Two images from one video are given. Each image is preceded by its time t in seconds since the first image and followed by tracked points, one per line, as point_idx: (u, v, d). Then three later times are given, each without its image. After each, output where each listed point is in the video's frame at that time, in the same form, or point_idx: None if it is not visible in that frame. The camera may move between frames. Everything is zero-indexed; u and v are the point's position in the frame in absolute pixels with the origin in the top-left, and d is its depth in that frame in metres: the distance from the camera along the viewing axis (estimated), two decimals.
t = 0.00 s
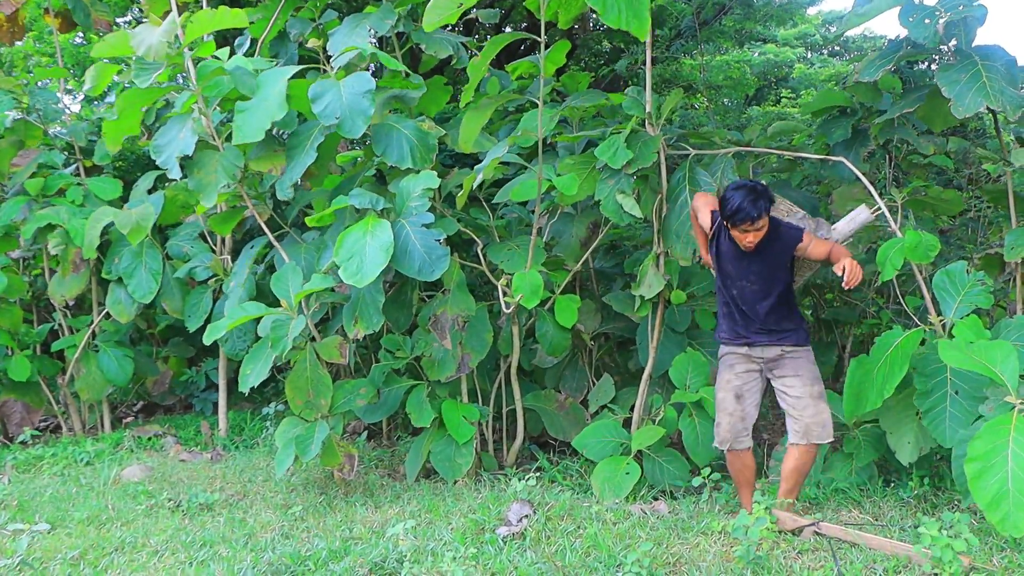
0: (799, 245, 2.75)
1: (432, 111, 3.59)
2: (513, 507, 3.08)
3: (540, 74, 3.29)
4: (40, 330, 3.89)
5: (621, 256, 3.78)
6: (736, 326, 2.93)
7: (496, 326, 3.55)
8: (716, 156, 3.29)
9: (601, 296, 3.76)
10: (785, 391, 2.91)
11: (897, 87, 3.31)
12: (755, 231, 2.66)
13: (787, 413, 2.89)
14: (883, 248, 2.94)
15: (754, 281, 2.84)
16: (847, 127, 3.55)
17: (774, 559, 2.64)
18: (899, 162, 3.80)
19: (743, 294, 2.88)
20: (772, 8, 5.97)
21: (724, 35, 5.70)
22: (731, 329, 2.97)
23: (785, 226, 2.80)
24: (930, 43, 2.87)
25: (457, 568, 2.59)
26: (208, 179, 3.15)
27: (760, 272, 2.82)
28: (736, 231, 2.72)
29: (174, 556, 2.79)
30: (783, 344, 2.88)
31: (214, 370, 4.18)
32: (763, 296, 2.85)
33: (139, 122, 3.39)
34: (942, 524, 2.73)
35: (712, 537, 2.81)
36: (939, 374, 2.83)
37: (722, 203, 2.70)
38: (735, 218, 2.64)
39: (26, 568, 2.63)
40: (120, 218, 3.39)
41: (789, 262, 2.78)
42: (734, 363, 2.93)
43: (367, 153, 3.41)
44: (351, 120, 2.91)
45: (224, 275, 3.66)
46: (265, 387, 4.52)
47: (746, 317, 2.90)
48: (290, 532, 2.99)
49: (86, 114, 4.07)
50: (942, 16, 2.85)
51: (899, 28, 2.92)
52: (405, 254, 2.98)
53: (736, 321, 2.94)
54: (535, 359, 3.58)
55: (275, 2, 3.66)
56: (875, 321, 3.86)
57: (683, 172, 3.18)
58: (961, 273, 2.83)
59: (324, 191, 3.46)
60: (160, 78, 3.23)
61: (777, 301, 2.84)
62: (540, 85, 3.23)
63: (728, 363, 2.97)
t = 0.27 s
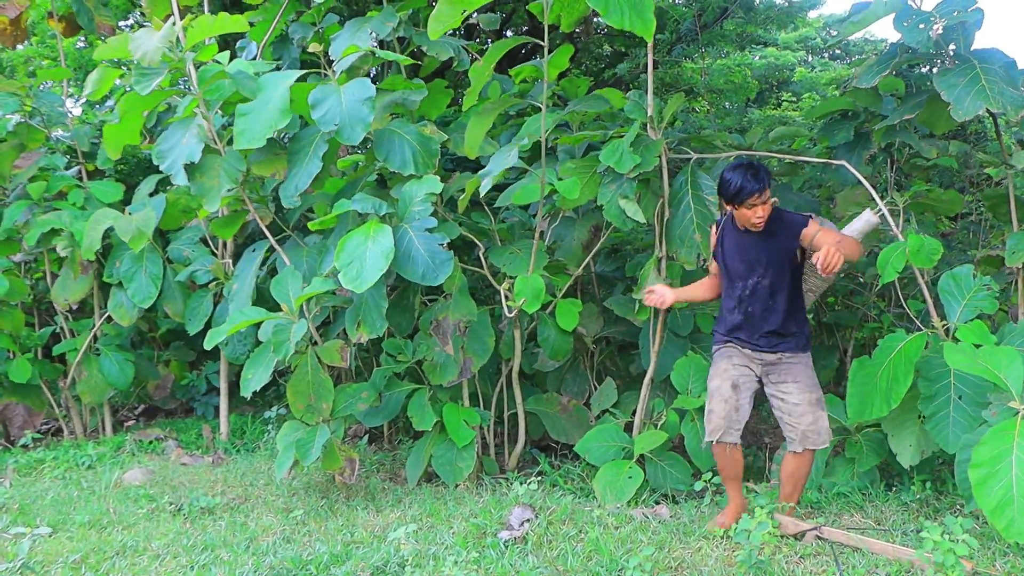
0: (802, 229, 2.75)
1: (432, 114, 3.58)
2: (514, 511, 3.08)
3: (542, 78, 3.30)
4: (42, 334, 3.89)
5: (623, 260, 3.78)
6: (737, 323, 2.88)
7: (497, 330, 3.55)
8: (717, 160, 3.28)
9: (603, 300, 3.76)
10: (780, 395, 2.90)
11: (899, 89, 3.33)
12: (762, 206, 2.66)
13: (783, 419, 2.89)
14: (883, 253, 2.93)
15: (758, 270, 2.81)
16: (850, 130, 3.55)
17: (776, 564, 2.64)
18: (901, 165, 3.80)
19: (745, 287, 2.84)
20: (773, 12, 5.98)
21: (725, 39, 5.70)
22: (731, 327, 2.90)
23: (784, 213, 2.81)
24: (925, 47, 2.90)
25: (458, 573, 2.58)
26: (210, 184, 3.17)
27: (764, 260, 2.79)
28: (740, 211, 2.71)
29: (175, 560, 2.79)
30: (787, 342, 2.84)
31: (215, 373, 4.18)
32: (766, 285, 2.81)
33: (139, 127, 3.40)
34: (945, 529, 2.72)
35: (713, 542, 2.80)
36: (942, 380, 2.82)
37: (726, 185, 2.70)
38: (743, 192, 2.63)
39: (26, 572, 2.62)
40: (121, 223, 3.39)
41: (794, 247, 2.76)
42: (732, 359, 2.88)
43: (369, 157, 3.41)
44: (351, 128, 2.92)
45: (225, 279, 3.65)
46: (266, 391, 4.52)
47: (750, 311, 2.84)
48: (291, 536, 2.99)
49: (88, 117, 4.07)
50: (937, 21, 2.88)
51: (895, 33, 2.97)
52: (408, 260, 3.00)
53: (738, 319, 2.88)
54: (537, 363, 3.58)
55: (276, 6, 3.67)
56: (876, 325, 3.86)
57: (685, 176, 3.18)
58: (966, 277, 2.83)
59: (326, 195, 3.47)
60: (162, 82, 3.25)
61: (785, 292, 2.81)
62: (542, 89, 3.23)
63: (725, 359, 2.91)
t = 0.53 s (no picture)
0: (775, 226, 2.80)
1: (435, 116, 3.58)
2: (516, 512, 3.08)
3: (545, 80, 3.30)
4: (44, 334, 3.90)
5: (625, 261, 3.79)
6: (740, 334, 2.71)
7: (499, 332, 3.55)
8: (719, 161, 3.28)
9: (605, 302, 3.76)
10: (770, 399, 2.85)
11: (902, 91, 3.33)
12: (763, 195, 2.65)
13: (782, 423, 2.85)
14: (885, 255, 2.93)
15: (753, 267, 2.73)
16: (853, 131, 3.56)
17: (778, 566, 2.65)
18: (903, 167, 3.80)
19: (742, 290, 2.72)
20: (775, 13, 5.98)
21: (727, 41, 5.70)
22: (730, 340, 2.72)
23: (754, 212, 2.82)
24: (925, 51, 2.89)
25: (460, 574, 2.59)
26: (213, 186, 3.16)
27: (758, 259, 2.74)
28: (744, 202, 2.65)
29: (177, 561, 2.79)
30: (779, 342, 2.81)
31: (217, 374, 4.18)
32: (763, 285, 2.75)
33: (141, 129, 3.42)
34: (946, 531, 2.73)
35: (715, 544, 2.81)
36: (945, 380, 2.83)
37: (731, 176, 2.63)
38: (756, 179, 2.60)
39: (29, 572, 2.63)
40: (121, 222, 3.38)
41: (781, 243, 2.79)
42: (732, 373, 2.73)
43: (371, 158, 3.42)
44: (353, 128, 2.91)
45: (226, 280, 3.65)
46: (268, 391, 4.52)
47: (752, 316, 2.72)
48: (293, 537, 2.99)
49: (91, 118, 4.08)
50: (939, 25, 2.89)
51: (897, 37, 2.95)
52: (410, 262, 3.00)
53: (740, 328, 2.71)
54: (539, 364, 3.58)
55: (279, 7, 3.67)
56: (878, 327, 3.86)
57: (687, 178, 3.18)
58: (963, 280, 2.83)
59: (328, 195, 3.48)
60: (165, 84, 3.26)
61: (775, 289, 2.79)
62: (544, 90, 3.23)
63: (723, 375, 2.74)
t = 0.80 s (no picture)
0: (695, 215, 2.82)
1: (438, 115, 3.58)
2: (517, 512, 3.08)
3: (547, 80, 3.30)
4: (45, 332, 3.90)
5: (626, 262, 3.79)
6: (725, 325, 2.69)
7: (501, 331, 3.55)
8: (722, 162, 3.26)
9: (606, 302, 3.76)
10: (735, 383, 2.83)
11: (905, 94, 3.33)
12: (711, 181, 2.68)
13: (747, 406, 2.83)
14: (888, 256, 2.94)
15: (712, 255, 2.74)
16: (856, 133, 3.55)
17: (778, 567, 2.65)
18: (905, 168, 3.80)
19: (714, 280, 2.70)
20: (778, 14, 5.97)
21: (729, 41, 5.69)
22: (719, 336, 2.67)
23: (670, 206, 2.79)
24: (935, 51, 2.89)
25: (461, 573, 2.59)
26: (216, 186, 3.17)
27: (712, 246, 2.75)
28: (707, 190, 2.64)
29: (178, 559, 2.80)
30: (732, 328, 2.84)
31: (218, 372, 4.18)
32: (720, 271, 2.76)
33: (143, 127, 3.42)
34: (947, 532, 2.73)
35: (716, 544, 2.81)
36: (947, 381, 2.83)
37: (701, 164, 2.59)
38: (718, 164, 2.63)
39: (31, 570, 2.63)
40: (121, 219, 3.36)
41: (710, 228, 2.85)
42: (727, 371, 2.69)
43: (373, 156, 3.41)
44: (358, 124, 2.91)
45: (228, 279, 3.65)
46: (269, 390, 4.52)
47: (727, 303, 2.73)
48: (294, 535, 3.00)
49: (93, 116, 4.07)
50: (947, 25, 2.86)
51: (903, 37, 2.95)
52: (411, 262, 2.99)
53: (724, 319, 2.69)
54: (540, 364, 3.58)
55: (282, 6, 3.66)
56: (880, 328, 3.86)
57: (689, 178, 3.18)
58: (965, 281, 2.83)
59: (330, 195, 3.48)
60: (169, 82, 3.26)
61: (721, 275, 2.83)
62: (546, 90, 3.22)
63: (723, 376, 2.68)
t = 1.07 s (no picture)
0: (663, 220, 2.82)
1: (440, 111, 3.58)
2: (518, 508, 3.08)
3: (548, 76, 3.29)
4: (47, 327, 3.90)
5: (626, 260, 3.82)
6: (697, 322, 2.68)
7: (502, 328, 3.55)
8: (723, 160, 3.25)
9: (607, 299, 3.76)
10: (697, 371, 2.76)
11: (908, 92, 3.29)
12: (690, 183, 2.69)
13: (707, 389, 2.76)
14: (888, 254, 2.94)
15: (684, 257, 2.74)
16: (858, 132, 3.55)
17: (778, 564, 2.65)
18: (907, 167, 3.80)
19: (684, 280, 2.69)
20: (780, 12, 5.96)
21: (731, 39, 5.69)
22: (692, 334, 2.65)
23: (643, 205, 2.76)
24: (946, 45, 2.91)
25: (461, 569, 2.60)
26: (218, 182, 3.18)
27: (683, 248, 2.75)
28: (689, 191, 2.63)
29: (179, 554, 2.80)
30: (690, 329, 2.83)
31: (219, 368, 4.18)
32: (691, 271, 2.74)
33: (145, 124, 3.42)
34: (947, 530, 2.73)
35: (716, 541, 2.82)
36: (948, 378, 2.83)
37: (686, 163, 2.59)
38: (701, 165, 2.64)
39: (32, 564, 2.64)
40: (125, 217, 3.39)
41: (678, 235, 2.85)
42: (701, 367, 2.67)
43: (374, 153, 3.42)
44: (361, 120, 2.92)
45: (229, 275, 3.65)
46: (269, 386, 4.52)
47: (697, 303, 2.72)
48: (295, 531, 3.00)
49: (95, 112, 4.08)
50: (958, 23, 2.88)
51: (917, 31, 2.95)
52: (412, 260, 2.99)
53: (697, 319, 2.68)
54: (541, 361, 3.58)
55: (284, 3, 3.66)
56: (881, 326, 3.86)
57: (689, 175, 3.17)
58: (968, 279, 2.82)
59: (331, 191, 3.48)
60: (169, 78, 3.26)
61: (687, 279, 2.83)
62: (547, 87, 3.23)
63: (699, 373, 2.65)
